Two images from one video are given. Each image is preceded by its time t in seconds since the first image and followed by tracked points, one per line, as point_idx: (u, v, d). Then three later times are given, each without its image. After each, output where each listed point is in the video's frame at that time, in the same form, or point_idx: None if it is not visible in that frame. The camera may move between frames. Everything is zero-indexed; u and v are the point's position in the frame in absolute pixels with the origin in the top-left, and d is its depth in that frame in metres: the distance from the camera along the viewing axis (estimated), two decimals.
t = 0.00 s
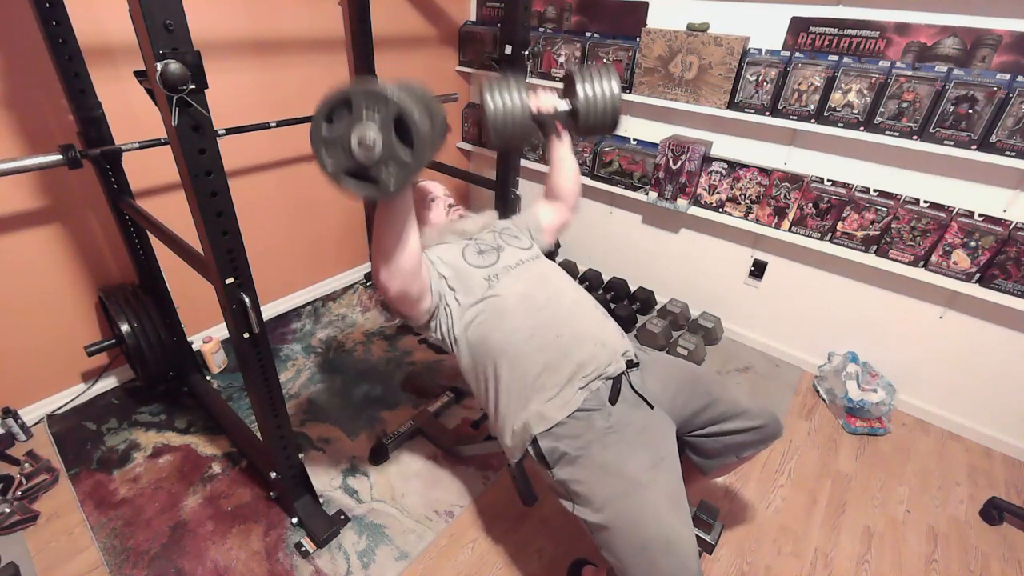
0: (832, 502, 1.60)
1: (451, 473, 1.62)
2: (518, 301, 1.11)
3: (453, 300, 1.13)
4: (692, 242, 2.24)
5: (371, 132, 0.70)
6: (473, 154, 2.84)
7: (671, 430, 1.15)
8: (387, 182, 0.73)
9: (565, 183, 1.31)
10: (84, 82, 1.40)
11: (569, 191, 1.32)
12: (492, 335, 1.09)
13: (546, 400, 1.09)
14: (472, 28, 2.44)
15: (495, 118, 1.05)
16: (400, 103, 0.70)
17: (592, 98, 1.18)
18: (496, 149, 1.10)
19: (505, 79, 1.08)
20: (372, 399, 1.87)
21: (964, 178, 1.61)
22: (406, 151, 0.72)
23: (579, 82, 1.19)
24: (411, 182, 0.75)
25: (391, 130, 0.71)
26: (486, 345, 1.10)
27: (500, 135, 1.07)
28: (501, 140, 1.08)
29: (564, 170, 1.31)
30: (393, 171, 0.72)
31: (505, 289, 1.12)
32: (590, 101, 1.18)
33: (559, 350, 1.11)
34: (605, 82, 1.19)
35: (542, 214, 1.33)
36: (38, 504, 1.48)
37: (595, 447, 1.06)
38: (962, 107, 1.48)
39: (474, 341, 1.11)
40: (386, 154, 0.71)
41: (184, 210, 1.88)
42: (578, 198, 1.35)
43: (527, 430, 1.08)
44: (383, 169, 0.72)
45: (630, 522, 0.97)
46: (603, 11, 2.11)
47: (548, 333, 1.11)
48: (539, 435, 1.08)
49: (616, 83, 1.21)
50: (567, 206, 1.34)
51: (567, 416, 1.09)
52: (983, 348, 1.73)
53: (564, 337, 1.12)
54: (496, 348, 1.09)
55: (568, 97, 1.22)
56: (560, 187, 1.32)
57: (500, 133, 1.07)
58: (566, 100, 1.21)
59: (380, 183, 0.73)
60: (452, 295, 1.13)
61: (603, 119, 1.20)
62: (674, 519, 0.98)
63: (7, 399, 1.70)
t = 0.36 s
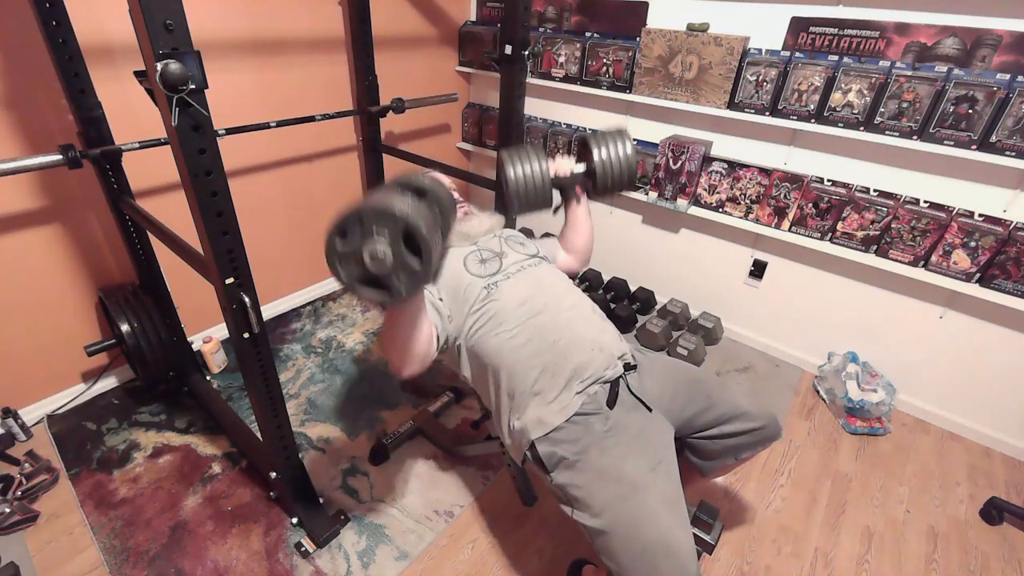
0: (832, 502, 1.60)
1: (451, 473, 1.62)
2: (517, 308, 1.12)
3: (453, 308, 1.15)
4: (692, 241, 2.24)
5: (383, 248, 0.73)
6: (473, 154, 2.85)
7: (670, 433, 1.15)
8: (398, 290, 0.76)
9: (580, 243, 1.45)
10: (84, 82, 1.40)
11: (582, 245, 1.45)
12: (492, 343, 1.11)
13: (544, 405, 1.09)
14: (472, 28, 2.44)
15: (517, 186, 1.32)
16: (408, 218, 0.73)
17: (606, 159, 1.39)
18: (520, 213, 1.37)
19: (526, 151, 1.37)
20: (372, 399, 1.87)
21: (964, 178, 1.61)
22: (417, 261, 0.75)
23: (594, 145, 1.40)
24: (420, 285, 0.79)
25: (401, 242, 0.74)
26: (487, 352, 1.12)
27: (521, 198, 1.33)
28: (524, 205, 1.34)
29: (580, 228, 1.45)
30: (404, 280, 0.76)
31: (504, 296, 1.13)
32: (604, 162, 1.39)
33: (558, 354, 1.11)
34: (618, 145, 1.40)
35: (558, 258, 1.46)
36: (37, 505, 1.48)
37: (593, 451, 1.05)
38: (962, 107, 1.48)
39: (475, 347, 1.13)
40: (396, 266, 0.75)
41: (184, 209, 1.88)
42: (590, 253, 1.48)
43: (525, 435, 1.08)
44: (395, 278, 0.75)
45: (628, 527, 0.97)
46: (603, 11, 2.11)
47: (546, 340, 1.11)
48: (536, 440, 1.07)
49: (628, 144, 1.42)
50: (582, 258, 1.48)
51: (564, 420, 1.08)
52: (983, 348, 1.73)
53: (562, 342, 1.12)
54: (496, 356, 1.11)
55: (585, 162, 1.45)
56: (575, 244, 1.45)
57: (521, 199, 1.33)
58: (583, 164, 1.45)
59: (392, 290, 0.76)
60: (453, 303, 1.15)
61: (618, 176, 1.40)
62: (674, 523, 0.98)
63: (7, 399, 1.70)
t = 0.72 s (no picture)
0: (832, 502, 1.60)
1: (451, 473, 1.62)
2: (516, 305, 1.12)
3: (453, 307, 1.15)
4: (692, 241, 2.24)
5: (391, 273, 0.73)
6: (473, 154, 2.85)
7: (671, 434, 1.15)
8: (409, 311, 0.76)
9: (573, 253, 1.37)
10: (84, 82, 1.40)
11: (578, 256, 1.37)
12: (492, 341, 1.10)
13: (544, 402, 1.08)
14: (472, 28, 2.44)
15: (511, 189, 1.38)
16: (415, 243, 0.73)
17: (601, 177, 1.40)
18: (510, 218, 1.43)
19: (527, 159, 1.41)
20: (372, 399, 1.87)
21: (964, 178, 1.61)
22: (425, 283, 0.75)
23: (592, 160, 1.41)
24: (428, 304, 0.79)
25: (409, 265, 0.74)
26: (487, 351, 1.11)
27: (514, 202, 1.39)
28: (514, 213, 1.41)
29: (574, 238, 1.37)
30: (415, 301, 0.75)
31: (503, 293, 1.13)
32: (599, 179, 1.40)
33: (557, 351, 1.10)
34: (615, 163, 1.41)
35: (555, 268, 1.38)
36: (38, 504, 1.48)
37: (593, 451, 1.05)
38: (962, 107, 1.48)
39: (475, 346, 1.12)
40: (406, 289, 0.74)
41: (184, 209, 1.88)
42: (585, 266, 1.39)
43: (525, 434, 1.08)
44: (406, 301, 0.75)
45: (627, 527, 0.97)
46: (603, 11, 2.11)
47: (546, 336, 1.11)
48: (536, 439, 1.07)
49: (626, 163, 1.42)
50: (576, 270, 1.39)
51: (565, 419, 1.08)
52: (983, 348, 1.73)
53: (562, 339, 1.11)
54: (496, 354, 1.10)
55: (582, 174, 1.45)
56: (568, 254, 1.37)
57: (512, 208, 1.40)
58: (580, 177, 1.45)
59: (403, 312, 0.76)
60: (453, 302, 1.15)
61: (612, 194, 1.42)
62: (673, 524, 0.98)
63: (7, 399, 1.70)
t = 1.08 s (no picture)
0: (832, 502, 1.60)
1: (451, 472, 1.62)
2: (508, 296, 1.11)
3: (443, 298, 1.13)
4: (692, 241, 2.24)
5: (372, 133, 0.65)
6: (473, 154, 2.85)
7: (666, 428, 1.14)
8: (389, 184, 0.68)
9: (559, 180, 1.31)
10: (84, 82, 1.39)
11: (561, 186, 1.31)
12: (485, 331, 1.09)
13: (540, 394, 1.09)
14: (472, 28, 2.44)
15: (489, 110, 1.08)
16: (402, 102, 0.67)
17: (588, 92, 1.20)
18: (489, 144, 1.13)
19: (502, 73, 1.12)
20: (372, 399, 1.87)
21: (964, 178, 1.61)
22: (410, 151, 0.68)
23: (574, 74, 1.21)
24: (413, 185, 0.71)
25: (392, 129, 0.67)
26: (481, 342, 1.10)
27: (492, 126, 1.09)
28: (495, 135, 1.11)
29: (559, 163, 1.30)
30: (396, 172, 0.68)
31: (495, 284, 1.12)
32: (586, 95, 1.20)
33: (551, 343, 1.11)
34: (602, 76, 1.21)
35: (535, 213, 1.34)
36: (38, 505, 1.48)
37: (590, 445, 1.05)
38: (962, 107, 1.48)
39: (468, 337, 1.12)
40: (388, 156, 0.67)
41: (184, 210, 1.88)
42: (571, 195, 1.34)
43: (523, 428, 1.09)
44: (386, 170, 0.67)
45: (625, 522, 0.97)
46: (603, 11, 2.11)
47: (538, 328, 1.11)
48: (535, 433, 1.08)
49: (614, 75, 1.22)
50: (562, 202, 1.34)
51: (563, 413, 1.08)
52: (983, 348, 1.73)
53: (554, 331, 1.12)
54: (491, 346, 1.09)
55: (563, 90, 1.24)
56: (554, 182, 1.31)
57: (493, 127, 1.09)
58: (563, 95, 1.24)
59: (383, 184, 0.67)
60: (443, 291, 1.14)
61: (601, 112, 1.22)
62: (669, 519, 0.98)
63: (7, 399, 1.70)
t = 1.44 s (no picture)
0: (832, 502, 1.60)
1: (451, 472, 1.62)
2: (511, 301, 1.11)
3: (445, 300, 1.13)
4: (692, 241, 2.24)
5: (375, 105, 0.66)
6: (473, 154, 2.85)
7: (667, 430, 1.14)
8: (391, 156, 0.69)
9: (547, 161, 1.31)
10: (84, 82, 1.40)
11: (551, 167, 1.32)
12: (488, 334, 1.10)
13: (541, 398, 1.09)
14: (472, 28, 2.44)
15: (479, 84, 1.07)
16: (405, 70, 0.65)
17: (580, 75, 1.19)
18: (477, 116, 1.12)
19: (495, 45, 1.10)
20: (372, 399, 1.87)
21: (964, 178, 1.61)
22: (412, 122, 0.68)
23: (568, 54, 1.18)
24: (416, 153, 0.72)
25: (395, 101, 0.67)
26: (482, 345, 1.11)
27: (481, 101, 1.09)
28: (483, 107, 1.09)
29: (546, 146, 1.31)
30: (397, 143, 0.69)
31: (497, 288, 1.12)
32: (578, 78, 1.19)
33: (552, 347, 1.11)
34: (595, 59, 1.20)
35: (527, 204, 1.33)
36: (38, 504, 1.48)
37: (590, 448, 1.05)
38: (962, 107, 1.48)
39: (469, 340, 1.12)
40: (390, 129, 0.67)
41: (184, 210, 1.88)
42: (560, 176, 1.34)
43: (522, 430, 1.08)
44: (387, 142, 0.68)
45: (625, 525, 0.97)
46: (603, 11, 2.11)
47: (540, 332, 1.12)
48: (535, 436, 1.07)
49: (606, 60, 1.21)
50: (549, 181, 1.33)
51: (562, 416, 1.08)
52: (983, 348, 1.73)
53: (556, 335, 1.13)
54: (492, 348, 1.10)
55: (556, 70, 1.22)
56: (544, 164, 1.32)
57: (482, 100, 1.08)
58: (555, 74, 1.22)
59: (384, 156, 0.69)
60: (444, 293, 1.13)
61: (591, 97, 1.21)
62: (671, 521, 0.98)
63: (7, 399, 1.70)
